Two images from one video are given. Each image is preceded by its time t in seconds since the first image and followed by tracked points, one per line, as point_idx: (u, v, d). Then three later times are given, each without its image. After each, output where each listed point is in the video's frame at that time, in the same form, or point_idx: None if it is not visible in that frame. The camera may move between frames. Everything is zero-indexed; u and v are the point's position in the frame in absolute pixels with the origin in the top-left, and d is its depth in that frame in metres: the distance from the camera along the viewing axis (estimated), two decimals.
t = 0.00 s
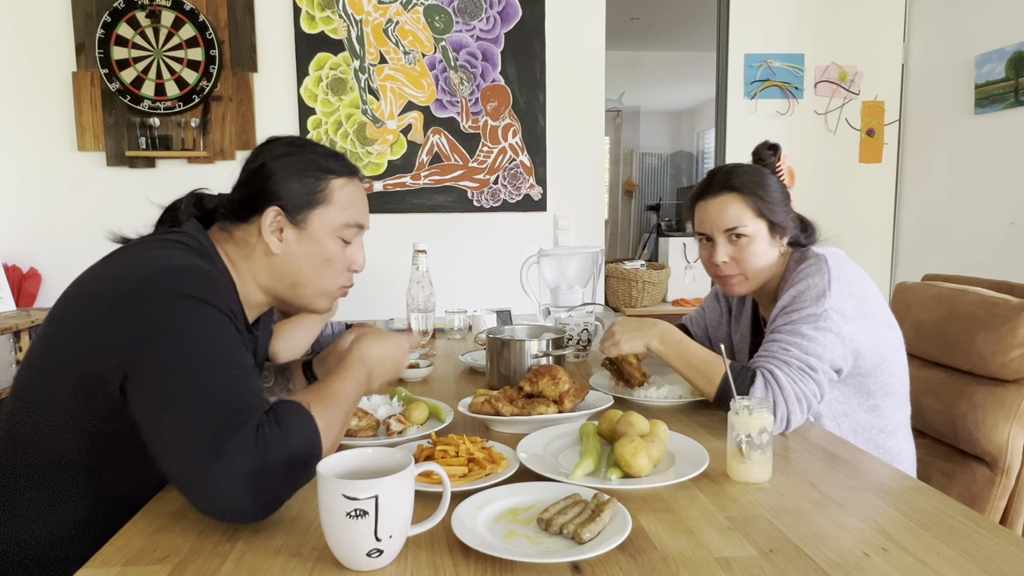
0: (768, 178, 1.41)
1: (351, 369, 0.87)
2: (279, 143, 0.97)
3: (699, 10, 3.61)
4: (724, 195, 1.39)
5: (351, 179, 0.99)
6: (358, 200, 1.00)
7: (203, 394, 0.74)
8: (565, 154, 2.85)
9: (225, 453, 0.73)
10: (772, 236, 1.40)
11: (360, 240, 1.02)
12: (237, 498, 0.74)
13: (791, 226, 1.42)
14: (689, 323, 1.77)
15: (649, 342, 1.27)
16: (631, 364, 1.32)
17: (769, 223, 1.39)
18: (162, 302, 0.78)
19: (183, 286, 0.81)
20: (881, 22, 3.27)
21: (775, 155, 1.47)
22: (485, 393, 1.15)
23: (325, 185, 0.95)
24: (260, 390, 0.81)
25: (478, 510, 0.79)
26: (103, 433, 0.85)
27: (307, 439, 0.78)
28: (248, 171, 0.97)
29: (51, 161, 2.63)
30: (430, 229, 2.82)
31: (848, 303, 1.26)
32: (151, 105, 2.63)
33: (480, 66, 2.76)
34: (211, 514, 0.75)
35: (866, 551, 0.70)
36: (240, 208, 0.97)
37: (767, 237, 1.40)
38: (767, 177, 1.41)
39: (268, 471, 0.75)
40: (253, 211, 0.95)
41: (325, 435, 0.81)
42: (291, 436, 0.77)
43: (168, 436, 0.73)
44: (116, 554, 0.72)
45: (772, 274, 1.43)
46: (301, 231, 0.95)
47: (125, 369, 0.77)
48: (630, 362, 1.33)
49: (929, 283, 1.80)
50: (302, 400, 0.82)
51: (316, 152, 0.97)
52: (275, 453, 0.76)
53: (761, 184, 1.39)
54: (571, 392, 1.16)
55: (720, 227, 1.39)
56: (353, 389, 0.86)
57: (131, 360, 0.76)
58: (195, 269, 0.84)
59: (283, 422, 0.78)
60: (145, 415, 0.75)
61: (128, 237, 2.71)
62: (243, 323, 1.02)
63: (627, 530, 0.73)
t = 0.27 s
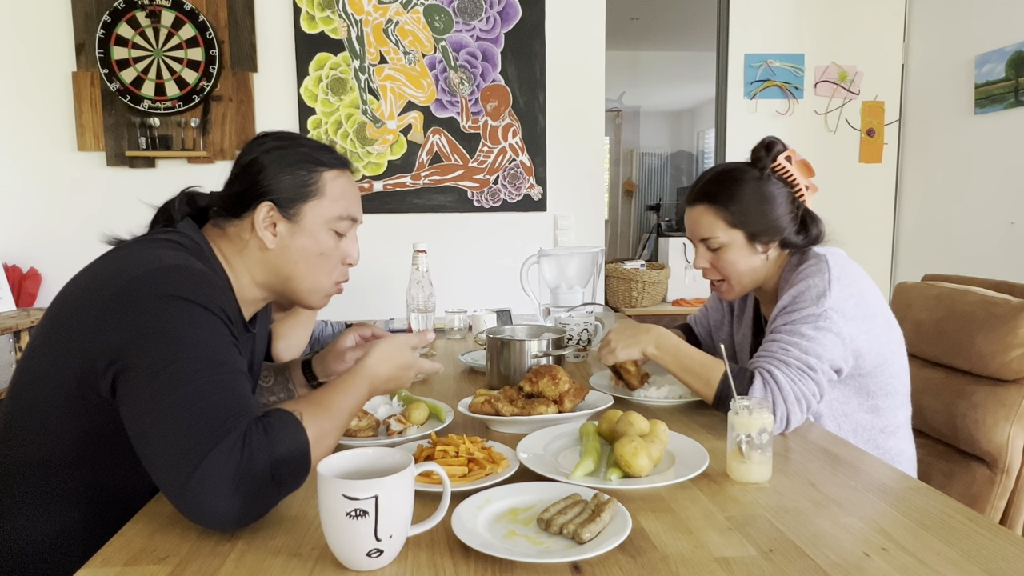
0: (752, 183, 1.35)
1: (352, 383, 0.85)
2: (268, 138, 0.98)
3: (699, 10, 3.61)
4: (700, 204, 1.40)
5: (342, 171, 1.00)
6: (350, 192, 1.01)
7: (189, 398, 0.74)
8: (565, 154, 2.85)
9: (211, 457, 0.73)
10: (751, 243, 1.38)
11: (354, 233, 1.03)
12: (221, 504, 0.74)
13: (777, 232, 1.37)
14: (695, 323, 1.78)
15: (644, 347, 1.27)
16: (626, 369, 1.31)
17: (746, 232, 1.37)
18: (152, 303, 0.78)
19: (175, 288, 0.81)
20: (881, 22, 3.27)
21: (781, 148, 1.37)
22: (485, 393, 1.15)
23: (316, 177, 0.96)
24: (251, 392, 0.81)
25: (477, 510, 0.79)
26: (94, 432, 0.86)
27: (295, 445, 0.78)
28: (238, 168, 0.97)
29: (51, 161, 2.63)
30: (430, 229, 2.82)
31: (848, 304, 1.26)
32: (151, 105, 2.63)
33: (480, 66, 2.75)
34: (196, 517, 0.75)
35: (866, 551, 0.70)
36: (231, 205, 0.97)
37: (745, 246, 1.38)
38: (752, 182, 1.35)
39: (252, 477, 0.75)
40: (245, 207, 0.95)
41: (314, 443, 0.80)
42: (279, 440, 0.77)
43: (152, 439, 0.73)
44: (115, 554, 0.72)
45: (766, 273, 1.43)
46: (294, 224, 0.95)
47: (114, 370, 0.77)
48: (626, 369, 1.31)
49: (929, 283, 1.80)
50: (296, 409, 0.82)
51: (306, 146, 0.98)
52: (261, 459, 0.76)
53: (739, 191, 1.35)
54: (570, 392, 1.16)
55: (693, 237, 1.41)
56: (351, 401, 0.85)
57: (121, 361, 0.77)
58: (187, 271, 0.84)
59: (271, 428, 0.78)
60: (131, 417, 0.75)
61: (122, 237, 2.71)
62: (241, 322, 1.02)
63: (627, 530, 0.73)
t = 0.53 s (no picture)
0: (746, 186, 1.35)
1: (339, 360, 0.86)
2: (264, 137, 0.97)
3: (699, 10, 3.61)
4: (695, 206, 1.41)
5: (339, 169, 1.00)
6: (347, 190, 1.01)
7: (187, 398, 0.74)
8: (565, 154, 2.85)
9: (209, 457, 0.73)
10: (745, 246, 1.38)
11: (352, 230, 1.03)
12: (221, 503, 0.74)
13: (773, 235, 1.37)
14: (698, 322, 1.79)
15: (642, 351, 1.26)
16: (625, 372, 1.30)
17: (740, 235, 1.37)
18: (149, 303, 0.78)
19: (172, 287, 0.81)
20: (881, 22, 3.27)
21: (777, 149, 1.37)
22: (485, 393, 1.15)
23: (313, 176, 0.96)
24: (249, 391, 0.80)
25: (477, 510, 0.79)
26: (94, 432, 0.86)
27: (292, 441, 0.79)
28: (234, 168, 0.97)
29: (51, 161, 2.63)
30: (430, 229, 2.82)
31: (848, 304, 1.26)
32: (151, 105, 2.63)
33: (480, 66, 2.76)
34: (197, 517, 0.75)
35: (866, 551, 0.70)
36: (229, 205, 0.97)
37: (738, 248, 1.39)
38: (747, 184, 1.35)
39: (249, 475, 0.75)
40: (243, 207, 0.95)
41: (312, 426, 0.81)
42: (277, 438, 0.77)
43: (151, 438, 0.74)
44: (115, 553, 0.72)
45: (764, 273, 1.44)
46: (293, 224, 0.95)
47: (113, 370, 0.77)
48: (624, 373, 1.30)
49: (929, 283, 1.80)
50: (288, 397, 0.82)
51: (301, 145, 0.97)
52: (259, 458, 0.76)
53: (734, 193, 1.35)
54: (570, 392, 1.16)
55: (688, 238, 1.42)
56: (341, 379, 0.86)
57: (119, 361, 0.77)
58: (184, 270, 0.84)
59: (268, 426, 0.77)
60: (130, 417, 0.75)
61: (120, 238, 2.71)
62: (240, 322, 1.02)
63: (627, 530, 0.73)
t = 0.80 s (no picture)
0: (745, 187, 1.34)
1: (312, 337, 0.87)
2: (270, 142, 0.97)
3: (699, 10, 3.61)
4: (693, 209, 1.42)
5: (344, 175, 1.00)
6: (353, 195, 1.01)
7: (189, 398, 0.74)
8: (565, 154, 2.85)
9: (214, 455, 0.73)
10: (743, 248, 1.39)
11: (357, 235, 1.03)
12: (229, 501, 0.74)
13: (771, 237, 1.37)
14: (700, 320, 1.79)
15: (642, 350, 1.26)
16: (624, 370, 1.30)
17: (737, 237, 1.38)
18: (148, 304, 0.78)
19: (170, 288, 0.80)
20: (881, 22, 3.27)
21: (774, 150, 1.37)
22: (485, 393, 1.15)
23: (319, 183, 0.96)
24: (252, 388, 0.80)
25: (477, 510, 0.79)
26: (95, 433, 0.86)
27: (294, 435, 0.78)
28: (240, 173, 0.97)
29: (51, 160, 2.63)
30: (430, 229, 2.82)
31: (849, 305, 1.26)
32: (151, 105, 2.63)
33: (480, 66, 2.76)
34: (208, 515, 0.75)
35: (866, 551, 0.70)
36: (234, 210, 0.97)
37: (736, 250, 1.40)
38: (744, 187, 1.35)
39: (252, 474, 0.75)
40: (249, 213, 0.95)
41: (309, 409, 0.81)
42: (281, 434, 0.77)
43: (157, 439, 0.74)
44: (116, 553, 0.72)
45: (765, 275, 1.44)
46: (299, 231, 0.96)
47: (114, 372, 0.77)
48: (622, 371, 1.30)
49: (928, 283, 1.80)
50: (279, 384, 0.81)
51: (307, 151, 0.97)
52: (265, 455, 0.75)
53: (730, 197, 1.35)
54: (570, 392, 1.16)
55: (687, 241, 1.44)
56: (322, 357, 0.86)
57: (120, 363, 0.77)
58: (183, 270, 0.84)
59: (271, 421, 0.77)
60: (135, 418, 0.75)
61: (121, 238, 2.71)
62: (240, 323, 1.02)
63: (627, 530, 0.73)
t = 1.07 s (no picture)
0: (741, 192, 1.33)
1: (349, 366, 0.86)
2: (270, 140, 0.97)
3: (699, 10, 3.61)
4: (690, 215, 1.42)
5: (345, 174, 1.00)
6: (353, 195, 1.01)
7: (193, 402, 0.74)
8: (565, 154, 2.85)
9: (217, 459, 0.73)
10: (743, 252, 1.39)
11: (356, 234, 1.03)
12: (231, 504, 0.74)
13: (770, 240, 1.37)
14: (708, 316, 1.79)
15: (644, 348, 1.25)
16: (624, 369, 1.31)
17: (735, 242, 1.38)
18: (151, 307, 0.78)
19: (173, 290, 0.80)
20: (881, 22, 3.27)
21: (767, 152, 1.37)
22: (485, 393, 1.15)
23: (320, 181, 0.96)
24: (255, 392, 0.80)
25: (477, 510, 0.79)
26: (96, 434, 0.86)
27: (301, 446, 0.78)
28: (240, 171, 0.97)
29: (51, 160, 2.63)
30: (430, 229, 2.82)
31: (853, 307, 1.26)
32: (151, 105, 2.63)
33: (480, 66, 2.75)
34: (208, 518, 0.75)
35: (866, 551, 0.70)
36: (233, 208, 0.97)
37: (735, 254, 1.40)
38: (741, 191, 1.33)
39: (260, 478, 0.75)
40: (247, 210, 0.95)
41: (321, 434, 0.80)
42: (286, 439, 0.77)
43: (160, 441, 0.74)
44: (115, 554, 0.72)
45: (766, 275, 1.44)
46: (299, 228, 0.96)
47: (116, 374, 0.77)
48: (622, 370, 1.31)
49: (928, 283, 1.80)
50: (299, 403, 0.82)
51: (307, 149, 0.97)
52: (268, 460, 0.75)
53: (726, 202, 1.34)
54: (570, 392, 1.16)
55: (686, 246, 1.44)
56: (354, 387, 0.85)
57: (122, 365, 0.77)
58: (186, 273, 0.84)
59: (278, 430, 0.77)
60: (138, 420, 0.75)
61: (121, 238, 2.71)
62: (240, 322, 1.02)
63: (627, 530, 0.73)
